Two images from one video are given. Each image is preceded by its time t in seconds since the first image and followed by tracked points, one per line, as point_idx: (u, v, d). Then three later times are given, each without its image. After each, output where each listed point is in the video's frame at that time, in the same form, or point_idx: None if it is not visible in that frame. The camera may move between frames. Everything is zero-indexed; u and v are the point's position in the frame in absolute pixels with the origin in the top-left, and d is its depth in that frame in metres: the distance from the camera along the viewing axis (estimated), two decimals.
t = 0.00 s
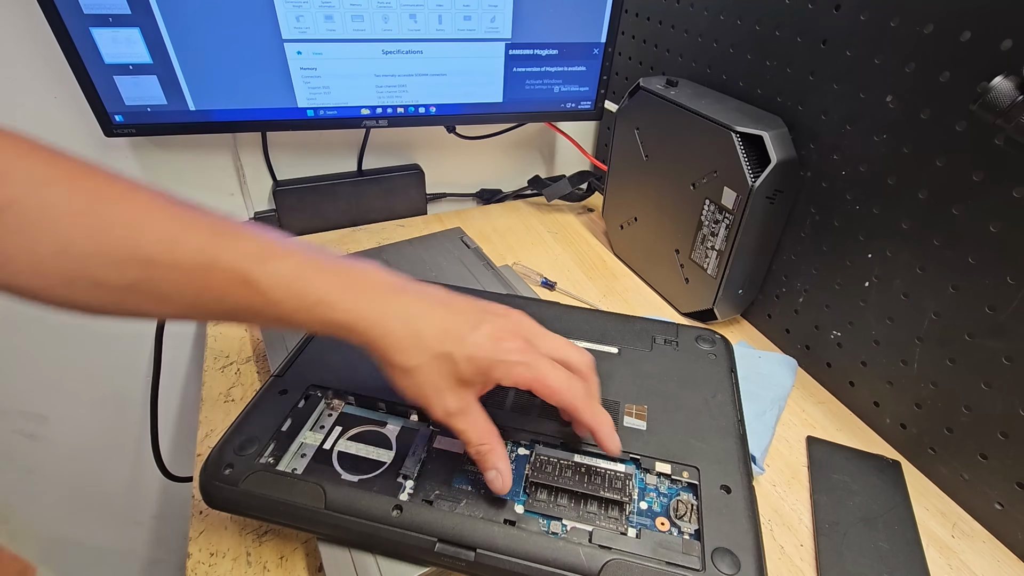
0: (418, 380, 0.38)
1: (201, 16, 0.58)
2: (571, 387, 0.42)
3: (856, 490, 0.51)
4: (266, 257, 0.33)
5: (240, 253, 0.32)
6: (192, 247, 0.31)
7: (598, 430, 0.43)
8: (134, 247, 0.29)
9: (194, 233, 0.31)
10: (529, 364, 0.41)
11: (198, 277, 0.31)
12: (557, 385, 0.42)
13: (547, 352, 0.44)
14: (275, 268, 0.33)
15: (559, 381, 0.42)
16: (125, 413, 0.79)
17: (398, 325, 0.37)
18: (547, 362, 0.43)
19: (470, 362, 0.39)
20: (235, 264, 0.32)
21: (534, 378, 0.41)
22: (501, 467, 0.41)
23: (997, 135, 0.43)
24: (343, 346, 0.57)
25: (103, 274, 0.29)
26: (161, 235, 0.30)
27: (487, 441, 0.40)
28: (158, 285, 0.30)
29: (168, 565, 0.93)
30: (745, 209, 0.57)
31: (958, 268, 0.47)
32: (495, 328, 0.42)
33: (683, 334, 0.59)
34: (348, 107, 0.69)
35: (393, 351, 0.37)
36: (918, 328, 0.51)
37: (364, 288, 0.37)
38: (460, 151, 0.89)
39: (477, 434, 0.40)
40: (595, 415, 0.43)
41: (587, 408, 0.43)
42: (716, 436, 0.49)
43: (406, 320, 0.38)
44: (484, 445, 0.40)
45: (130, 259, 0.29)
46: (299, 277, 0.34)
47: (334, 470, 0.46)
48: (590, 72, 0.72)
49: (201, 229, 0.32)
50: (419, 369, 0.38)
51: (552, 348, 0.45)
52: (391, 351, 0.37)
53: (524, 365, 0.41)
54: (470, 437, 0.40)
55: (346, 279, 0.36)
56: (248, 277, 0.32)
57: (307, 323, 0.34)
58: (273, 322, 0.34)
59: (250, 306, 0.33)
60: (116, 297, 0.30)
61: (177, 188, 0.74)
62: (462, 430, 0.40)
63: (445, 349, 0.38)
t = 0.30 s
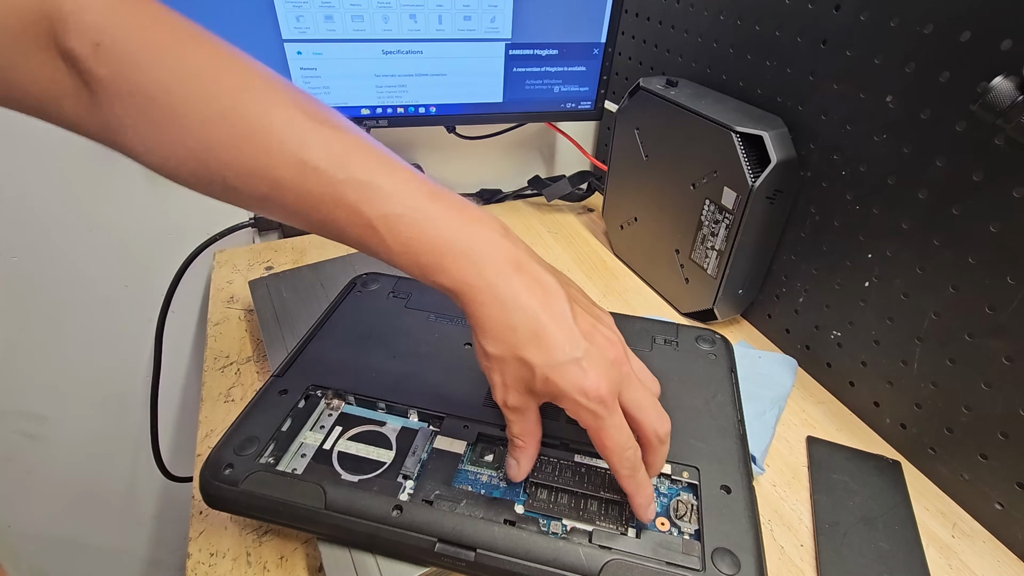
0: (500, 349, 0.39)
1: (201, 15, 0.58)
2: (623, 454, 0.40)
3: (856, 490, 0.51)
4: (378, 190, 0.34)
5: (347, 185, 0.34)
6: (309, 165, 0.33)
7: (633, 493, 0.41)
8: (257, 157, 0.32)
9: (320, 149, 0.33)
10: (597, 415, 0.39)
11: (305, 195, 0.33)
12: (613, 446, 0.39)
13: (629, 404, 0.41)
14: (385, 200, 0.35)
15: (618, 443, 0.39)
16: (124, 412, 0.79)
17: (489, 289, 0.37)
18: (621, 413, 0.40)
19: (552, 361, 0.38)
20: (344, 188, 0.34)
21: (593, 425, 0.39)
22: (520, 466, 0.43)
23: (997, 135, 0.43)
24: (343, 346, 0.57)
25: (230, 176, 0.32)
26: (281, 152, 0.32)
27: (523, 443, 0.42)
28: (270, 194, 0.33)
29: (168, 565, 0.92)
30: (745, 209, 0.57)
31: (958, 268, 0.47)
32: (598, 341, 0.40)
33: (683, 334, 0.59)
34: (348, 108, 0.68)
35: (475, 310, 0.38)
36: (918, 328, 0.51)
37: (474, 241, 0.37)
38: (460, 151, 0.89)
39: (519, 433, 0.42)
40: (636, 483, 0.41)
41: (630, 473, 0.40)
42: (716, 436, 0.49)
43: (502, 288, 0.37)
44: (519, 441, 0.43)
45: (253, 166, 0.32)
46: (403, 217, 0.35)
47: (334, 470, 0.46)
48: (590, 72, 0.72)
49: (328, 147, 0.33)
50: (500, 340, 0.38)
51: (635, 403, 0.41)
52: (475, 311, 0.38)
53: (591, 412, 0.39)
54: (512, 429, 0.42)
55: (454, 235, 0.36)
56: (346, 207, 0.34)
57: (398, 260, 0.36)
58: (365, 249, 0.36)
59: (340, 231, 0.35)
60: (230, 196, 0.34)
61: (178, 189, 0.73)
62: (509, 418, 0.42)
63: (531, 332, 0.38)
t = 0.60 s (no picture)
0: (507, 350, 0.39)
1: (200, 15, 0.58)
2: (630, 458, 0.40)
3: (856, 490, 0.51)
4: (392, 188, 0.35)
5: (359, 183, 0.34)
6: (325, 161, 0.34)
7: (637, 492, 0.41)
8: (274, 150, 0.33)
9: (338, 145, 0.34)
10: (605, 422, 0.39)
11: (319, 189, 0.34)
12: (620, 451, 0.40)
13: (637, 412, 0.41)
14: (400, 198, 0.35)
15: (625, 448, 0.39)
16: (124, 413, 0.79)
17: (498, 290, 0.37)
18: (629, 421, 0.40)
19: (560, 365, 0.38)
20: (359, 184, 0.34)
21: (601, 431, 0.39)
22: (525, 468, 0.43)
23: (997, 135, 0.43)
24: (343, 346, 0.57)
25: (248, 167, 0.33)
26: (297, 147, 0.33)
27: (529, 446, 0.42)
28: (285, 186, 0.34)
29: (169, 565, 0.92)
30: (745, 209, 0.57)
31: (958, 268, 0.47)
32: (610, 349, 0.40)
33: (683, 334, 0.59)
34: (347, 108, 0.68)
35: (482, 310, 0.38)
36: (918, 328, 0.51)
37: (486, 242, 0.37)
38: (460, 151, 0.89)
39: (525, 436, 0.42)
40: (641, 485, 0.41)
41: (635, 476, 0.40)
42: (716, 435, 0.49)
43: (512, 290, 0.38)
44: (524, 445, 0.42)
45: (269, 158, 0.33)
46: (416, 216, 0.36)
47: (334, 470, 0.46)
48: (590, 72, 0.72)
49: (347, 143, 0.34)
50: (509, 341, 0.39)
51: (644, 413, 0.41)
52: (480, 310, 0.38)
53: (599, 420, 0.39)
54: (517, 432, 0.42)
55: (465, 237, 0.37)
56: (356, 205, 0.35)
57: (407, 257, 0.37)
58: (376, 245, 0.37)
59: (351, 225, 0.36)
60: (246, 186, 0.35)
61: (178, 188, 0.73)
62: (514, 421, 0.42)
63: (540, 336, 0.38)
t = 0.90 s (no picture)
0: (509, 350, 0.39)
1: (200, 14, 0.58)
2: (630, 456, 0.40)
3: (856, 490, 0.51)
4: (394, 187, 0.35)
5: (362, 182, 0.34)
6: (328, 159, 0.33)
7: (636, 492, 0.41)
8: (277, 148, 0.33)
9: (341, 144, 0.34)
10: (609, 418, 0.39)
11: (322, 188, 0.34)
12: (620, 449, 0.40)
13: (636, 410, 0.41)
14: (402, 197, 0.35)
15: (626, 446, 0.39)
16: (124, 413, 0.79)
17: (501, 289, 0.37)
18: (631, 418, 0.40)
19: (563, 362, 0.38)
20: (362, 182, 0.34)
21: (604, 428, 0.39)
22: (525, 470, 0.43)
23: (997, 135, 0.43)
24: (343, 347, 0.57)
25: (251, 166, 0.33)
26: (300, 147, 0.33)
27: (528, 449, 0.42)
28: (288, 185, 0.34)
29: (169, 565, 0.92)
30: (745, 209, 0.57)
31: (958, 268, 0.47)
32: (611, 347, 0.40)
33: (683, 334, 0.59)
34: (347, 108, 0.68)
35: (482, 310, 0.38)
36: (918, 328, 0.51)
37: (487, 241, 0.37)
38: (460, 151, 0.89)
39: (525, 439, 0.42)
40: (641, 484, 0.41)
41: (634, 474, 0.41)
42: (717, 435, 0.49)
43: (514, 289, 0.38)
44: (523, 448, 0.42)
45: (272, 156, 0.33)
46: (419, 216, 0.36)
47: (334, 470, 0.46)
48: (590, 72, 0.72)
49: (349, 142, 0.34)
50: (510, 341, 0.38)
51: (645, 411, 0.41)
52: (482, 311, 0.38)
53: (603, 417, 0.39)
54: (516, 436, 0.42)
55: (466, 236, 0.37)
56: (360, 203, 0.35)
57: (410, 258, 0.37)
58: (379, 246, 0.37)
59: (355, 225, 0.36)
60: (250, 186, 0.35)
61: (178, 188, 0.73)
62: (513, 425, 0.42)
63: (543, 334, 0.38)
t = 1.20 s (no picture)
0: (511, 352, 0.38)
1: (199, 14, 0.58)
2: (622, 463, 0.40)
3: (856, 490, 0.51)
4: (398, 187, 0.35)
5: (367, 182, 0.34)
6: (333, 158, 0.33)
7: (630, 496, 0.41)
8: (282, 147, 0.33)
9: (346, 144, 0.34)
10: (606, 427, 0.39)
11: (326, 187, 0.34)
12: (614, 456, 0.40)
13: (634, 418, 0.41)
14: (406, 198, 0.35)
15: (621, 453, 0.40)
16: (125, 413, 0.79)
17: (505, 290, 0.37)
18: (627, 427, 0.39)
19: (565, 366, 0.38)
20: (366, 182, 0.34)
21: (600, 436, 0.39)
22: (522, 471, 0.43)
23: (997, 135, 0.43)
24: (342, 347, 0.57)
25: (256, 164, 0.33)
26: (304, 146, 0.33)
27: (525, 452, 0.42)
28: (293, 183, 0.34)
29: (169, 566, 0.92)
30: (745, 209, 0.57)
31: (958, 268, 0.47)
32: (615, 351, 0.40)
33: (683, 334, 0.59)
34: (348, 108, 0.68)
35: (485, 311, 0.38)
36: (918, 328, 0.51)
37: (491, 243, 0.37)
38: (459, 151, 0.89)
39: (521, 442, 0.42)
40: (634, 490, 0.41)
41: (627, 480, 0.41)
42: (717, 435, 0.49)
43: (518, 292, 0.37)
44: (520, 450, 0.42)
45: (277, 155, 0.33)
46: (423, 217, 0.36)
47: (334, 470, 0.46)
48: (590, 72, 0.72)
49: (354, 143, 0.34)
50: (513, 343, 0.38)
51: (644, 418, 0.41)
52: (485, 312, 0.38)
53: (601, 425, 0.38)
54: (513, 438, 0.42)
55: (470, 238, 0.37)
56: (364, 203, 0.35)
57: (413, 257, 0.37)
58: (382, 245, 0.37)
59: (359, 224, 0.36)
60: (255, 184, 0.35)
61: (178, 188, 0.73)
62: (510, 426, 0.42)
63: (546, 337, 0.38)
